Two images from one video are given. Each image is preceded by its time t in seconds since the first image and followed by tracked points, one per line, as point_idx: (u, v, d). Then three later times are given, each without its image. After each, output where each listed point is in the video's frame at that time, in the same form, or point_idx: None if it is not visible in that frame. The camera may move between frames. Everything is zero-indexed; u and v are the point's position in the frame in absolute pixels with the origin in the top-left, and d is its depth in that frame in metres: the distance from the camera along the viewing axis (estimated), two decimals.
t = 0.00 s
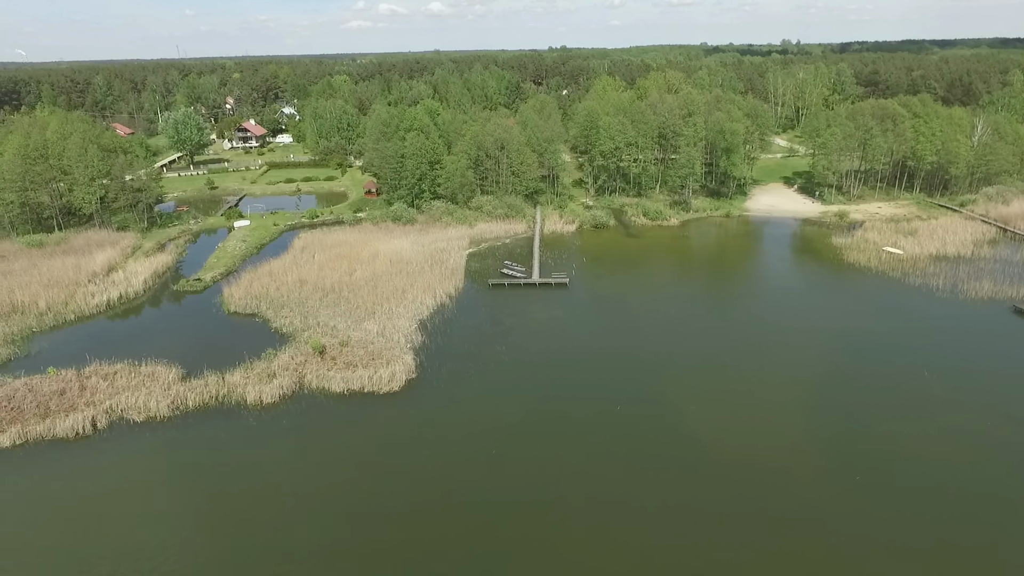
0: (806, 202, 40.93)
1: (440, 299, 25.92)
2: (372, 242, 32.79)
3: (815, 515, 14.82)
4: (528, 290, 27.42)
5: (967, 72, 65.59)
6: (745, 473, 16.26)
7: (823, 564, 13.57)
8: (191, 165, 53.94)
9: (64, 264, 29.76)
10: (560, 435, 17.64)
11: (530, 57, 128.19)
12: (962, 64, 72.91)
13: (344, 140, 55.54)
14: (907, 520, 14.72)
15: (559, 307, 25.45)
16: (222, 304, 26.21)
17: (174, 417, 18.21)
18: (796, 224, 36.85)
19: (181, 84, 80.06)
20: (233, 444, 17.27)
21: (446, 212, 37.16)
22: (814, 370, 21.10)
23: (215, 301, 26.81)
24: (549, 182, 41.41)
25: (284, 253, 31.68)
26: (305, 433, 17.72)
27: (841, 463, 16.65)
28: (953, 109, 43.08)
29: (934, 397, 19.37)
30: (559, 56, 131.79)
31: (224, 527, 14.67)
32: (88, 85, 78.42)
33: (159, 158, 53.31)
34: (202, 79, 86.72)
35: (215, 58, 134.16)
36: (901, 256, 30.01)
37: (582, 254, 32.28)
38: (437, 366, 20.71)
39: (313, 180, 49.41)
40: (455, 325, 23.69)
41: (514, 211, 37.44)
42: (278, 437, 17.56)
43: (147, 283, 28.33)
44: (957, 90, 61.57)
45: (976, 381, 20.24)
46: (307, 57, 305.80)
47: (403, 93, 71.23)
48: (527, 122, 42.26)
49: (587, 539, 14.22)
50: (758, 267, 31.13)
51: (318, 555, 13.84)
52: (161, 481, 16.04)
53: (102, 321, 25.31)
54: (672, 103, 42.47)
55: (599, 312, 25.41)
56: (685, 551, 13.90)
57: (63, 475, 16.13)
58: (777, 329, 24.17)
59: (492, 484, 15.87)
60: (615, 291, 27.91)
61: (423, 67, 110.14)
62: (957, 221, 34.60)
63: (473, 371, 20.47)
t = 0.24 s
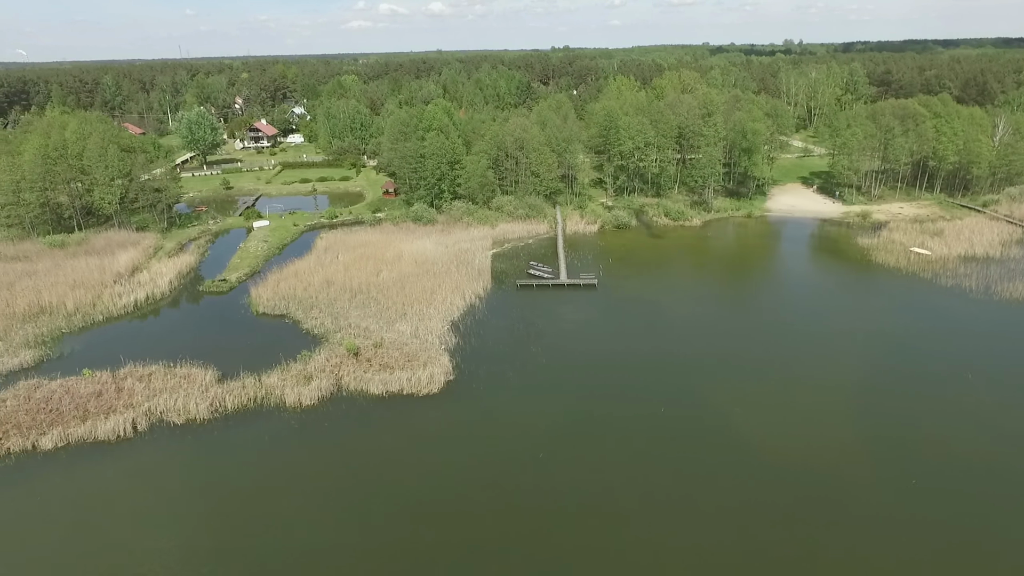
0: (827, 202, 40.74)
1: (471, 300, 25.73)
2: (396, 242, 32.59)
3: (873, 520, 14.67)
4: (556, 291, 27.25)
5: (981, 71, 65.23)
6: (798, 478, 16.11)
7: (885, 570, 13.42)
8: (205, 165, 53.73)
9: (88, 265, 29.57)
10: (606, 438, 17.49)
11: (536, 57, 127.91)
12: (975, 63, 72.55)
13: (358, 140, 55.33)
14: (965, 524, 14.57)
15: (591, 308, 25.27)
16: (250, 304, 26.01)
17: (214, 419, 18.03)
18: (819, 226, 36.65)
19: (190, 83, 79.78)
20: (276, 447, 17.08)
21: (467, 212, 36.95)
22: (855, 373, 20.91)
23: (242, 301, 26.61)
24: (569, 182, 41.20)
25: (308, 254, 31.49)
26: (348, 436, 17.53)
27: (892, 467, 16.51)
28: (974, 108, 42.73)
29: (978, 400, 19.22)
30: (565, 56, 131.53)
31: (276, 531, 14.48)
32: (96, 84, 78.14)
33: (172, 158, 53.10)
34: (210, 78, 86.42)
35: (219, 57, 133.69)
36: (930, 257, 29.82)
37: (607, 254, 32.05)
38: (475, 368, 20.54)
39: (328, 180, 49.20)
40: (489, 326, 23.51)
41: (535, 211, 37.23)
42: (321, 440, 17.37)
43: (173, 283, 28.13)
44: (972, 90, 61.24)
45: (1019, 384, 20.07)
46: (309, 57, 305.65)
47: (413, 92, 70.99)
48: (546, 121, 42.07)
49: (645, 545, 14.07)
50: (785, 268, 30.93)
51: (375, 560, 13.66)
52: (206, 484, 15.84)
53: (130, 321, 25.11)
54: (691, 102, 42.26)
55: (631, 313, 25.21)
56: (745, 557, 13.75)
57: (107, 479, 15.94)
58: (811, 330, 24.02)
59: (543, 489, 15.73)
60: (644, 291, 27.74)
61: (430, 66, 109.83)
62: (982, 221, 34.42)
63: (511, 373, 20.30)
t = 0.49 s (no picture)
0: (847, 202, 40.59)
1: (500, 301, 25.53)
2: (418, 243, 32.44)
3: (932, 525, 14.47)
4: (584, 292, 27.12)
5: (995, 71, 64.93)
6: (850, 482, 15.91)
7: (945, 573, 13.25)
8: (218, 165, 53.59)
9: (111, 265, 29.41)
10: (652, 441, 17.30)
11: (542, 57, 127.74)
12: (987, 63, 72.26)
13: (371, 139, 55.13)
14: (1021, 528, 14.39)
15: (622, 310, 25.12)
16: (278, 305, 25.86)
17: (254, 422, 17.86)
18: (842, 227, 36.52)
19: (199, 83, 79.57)
20: (319, 450, 16.90)
21: (487, 213, 36.78)
22: (894, 376, 20.77)
23: (269, 302, 26.45)
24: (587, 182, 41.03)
25: (331, 254, 31.33)
26: (390, 439, 17.35)
27: (944, 471, 16.32)
28: (994, 109, 41.91)
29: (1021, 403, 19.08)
30: (571, 56, 131.36)
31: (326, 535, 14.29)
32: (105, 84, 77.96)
33: (185, 158, 52.93)
34: (219, 78, 86.16)
35: (225, 56, 133.57)
36: (958, 258, 29.65)
37: (631, 255, 31.87)
38: (513, 370, 20.36)
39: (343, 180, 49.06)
40: (520, 327, 23.35)
41: (555, 212, 37.06)
42: (363, 442, 17.19)
43: (197, 284, 27.96)
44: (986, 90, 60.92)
45: None
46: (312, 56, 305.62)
47: (424, 92, 70.81)
48: (564, 122, 41.94)
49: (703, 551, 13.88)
50: (811, 268, 30.79)
51: (430, 566, 13.45)
52: (252, 488, 15.66)
53: (158, 322, 24.96)
54: (710, 102, 42.10)
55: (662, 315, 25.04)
56: (806, 563, 13.54)
57: (151, 481, 15.77)
58: (845, 331, 23.89)
59: (593, 493, 15.55)
60: (673, 292, 27.61)
61: (438, 66, 109.64)
62: (1007, 221, 34.19)
63: (549, 375, 20.13)
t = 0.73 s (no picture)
0: (867, 202, 40.41)
1: (530, 302, 25.34)
2: (441, 243, 32.26)
3: (995, 523, 14.23)
4: (612, 293, 26.92)
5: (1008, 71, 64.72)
6: (903, 481, 15.69)
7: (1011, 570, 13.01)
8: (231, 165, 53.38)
9: (134, 266, 29.22)
10: (700, 442, 17.06)
11: (547, 57, 127.57)
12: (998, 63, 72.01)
13: (384, 139, 54.91)
14: None
15: (653, 311, 24.94)
16: (305, 306, 25.66)
17: (294, 424, 17.66)
18: (865, 228, 36.35)
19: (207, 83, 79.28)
20: (362, 450, 16.69)
21: (507, 213, 36.58)
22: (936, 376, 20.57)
23: (296, 302, 26.27)
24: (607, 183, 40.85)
25: (354, 255, 31.14)
26: (434, 440, 17.10)
27: (998, 469, 16.10)
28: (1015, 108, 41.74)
29: None
30: (577, 56, 131.20)
31: (378, 537, 14.04)
32: (113, 84, 77.73)
33: (198, 158, 52.72)
34: (226, 78, 85.84)
35: (230, 56, 133.38)
36: (988, 258, 29.49)
37: (656, 255, 31.69)
38: (551, 372, 20.15)
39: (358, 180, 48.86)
40: (553, 328, 23.15)
41: (576, 212, 36.87)
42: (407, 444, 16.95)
43: (222, 284, 27.76)
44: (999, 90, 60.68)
45: None
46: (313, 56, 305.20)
47: (434, 93, 70.65)
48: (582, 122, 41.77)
49: (764, 553, 13.62)
50: (839, 269, 30.61)
51: (487, 569, 13.19)
52: (298, 489, 15.42)
53: (186, 323, 24.77)
54: (729, 102, 41.93)
55: (694, 316, 24.86)
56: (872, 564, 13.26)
57: (195, 484, 15.54)
58: (881, 331, 23.72)
59: (646, 494, 15.29)
60: (704, 293, 27.42)
61: (444, 66, 109.32)
62: None
63: (589, 376, 19.93)
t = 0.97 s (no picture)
0: (887, 203, 40.22)
1: (560, 303, 25.15)
2: (464, 243, 32.08)
3: None
4: (641, 294, 26.73)
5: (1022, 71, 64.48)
6: (955, 483, 15.49)
7: None
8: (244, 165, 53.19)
9: (157, 266, 29.05)
10: (746, 445, 16.84)
11: (554, 57, 127.43)
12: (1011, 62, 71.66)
13: (398, 139, 54.69)
14: None
15: (684, 312, 24.75)
16: (333, 307, 25.48)
17: (334, 427, 17.47)
18: (888, 228, 36.15)
19: (216, 83, 79.00)
20: (404, 452, 16.51)
21: (528, 213, 36.38)
22: (977, 377, 20.38)
23: (323, 304, 26.10)
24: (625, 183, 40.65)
25: (377, 256, 30.97)
26: (478, 442, 16.91)
27: None
28: None
29: None
30: (583, 56, 131.06)
31: (431, 540, 13.80)
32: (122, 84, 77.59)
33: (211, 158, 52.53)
34: (235, 78, 85.58)
35: (236, 55, 133.22)
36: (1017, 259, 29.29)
37: (681, 256, 31.50)
38: (589, 374, 19.96)
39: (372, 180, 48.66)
40: (585, 330, 22.96)
41: (597, 212, 36.67)
42: (451, 445, 16.77)
43: (248, 285, 27.50)
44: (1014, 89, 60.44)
45: None
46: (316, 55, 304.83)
47: (445, 93, 70.43)
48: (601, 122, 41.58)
49: (823, 557, 13.38)
50: (866, 269, 30.40)
51: (544, 575, 12.96)
52: (344, 491, 15.18)
53: (213, 323, 24.60)
54: (748, 102, 41.75)
55: (726, 316, 24.66)
56: (935, 569, 13.01)
57: (239, 486, 15.32)
58: (916, 332, 23.53)
59: (697, 497, 15.08)
60: (734, 293, 27.19)
61: (451, 66, 109.12)
62: None
63: (627, 378, 19.75)
